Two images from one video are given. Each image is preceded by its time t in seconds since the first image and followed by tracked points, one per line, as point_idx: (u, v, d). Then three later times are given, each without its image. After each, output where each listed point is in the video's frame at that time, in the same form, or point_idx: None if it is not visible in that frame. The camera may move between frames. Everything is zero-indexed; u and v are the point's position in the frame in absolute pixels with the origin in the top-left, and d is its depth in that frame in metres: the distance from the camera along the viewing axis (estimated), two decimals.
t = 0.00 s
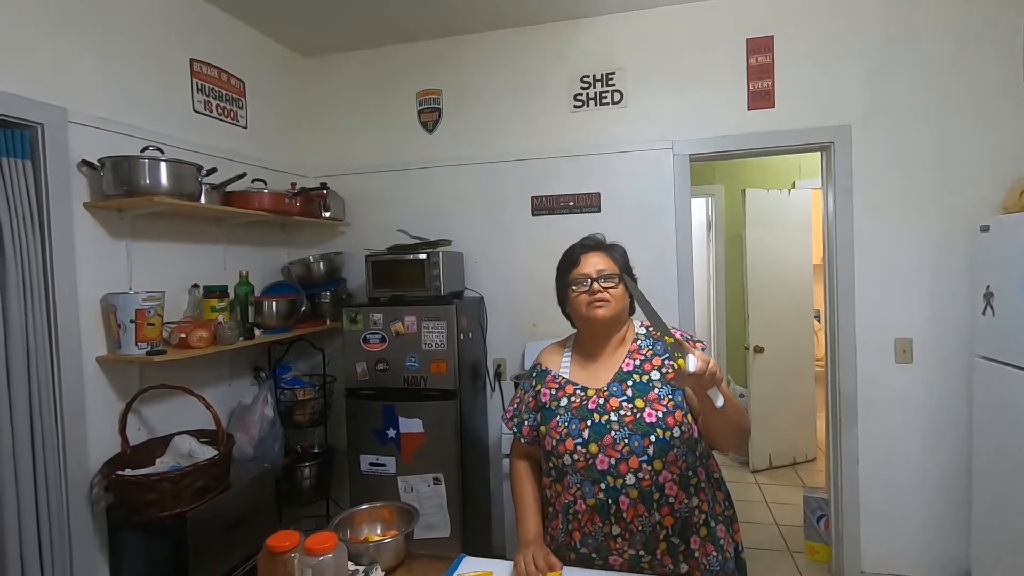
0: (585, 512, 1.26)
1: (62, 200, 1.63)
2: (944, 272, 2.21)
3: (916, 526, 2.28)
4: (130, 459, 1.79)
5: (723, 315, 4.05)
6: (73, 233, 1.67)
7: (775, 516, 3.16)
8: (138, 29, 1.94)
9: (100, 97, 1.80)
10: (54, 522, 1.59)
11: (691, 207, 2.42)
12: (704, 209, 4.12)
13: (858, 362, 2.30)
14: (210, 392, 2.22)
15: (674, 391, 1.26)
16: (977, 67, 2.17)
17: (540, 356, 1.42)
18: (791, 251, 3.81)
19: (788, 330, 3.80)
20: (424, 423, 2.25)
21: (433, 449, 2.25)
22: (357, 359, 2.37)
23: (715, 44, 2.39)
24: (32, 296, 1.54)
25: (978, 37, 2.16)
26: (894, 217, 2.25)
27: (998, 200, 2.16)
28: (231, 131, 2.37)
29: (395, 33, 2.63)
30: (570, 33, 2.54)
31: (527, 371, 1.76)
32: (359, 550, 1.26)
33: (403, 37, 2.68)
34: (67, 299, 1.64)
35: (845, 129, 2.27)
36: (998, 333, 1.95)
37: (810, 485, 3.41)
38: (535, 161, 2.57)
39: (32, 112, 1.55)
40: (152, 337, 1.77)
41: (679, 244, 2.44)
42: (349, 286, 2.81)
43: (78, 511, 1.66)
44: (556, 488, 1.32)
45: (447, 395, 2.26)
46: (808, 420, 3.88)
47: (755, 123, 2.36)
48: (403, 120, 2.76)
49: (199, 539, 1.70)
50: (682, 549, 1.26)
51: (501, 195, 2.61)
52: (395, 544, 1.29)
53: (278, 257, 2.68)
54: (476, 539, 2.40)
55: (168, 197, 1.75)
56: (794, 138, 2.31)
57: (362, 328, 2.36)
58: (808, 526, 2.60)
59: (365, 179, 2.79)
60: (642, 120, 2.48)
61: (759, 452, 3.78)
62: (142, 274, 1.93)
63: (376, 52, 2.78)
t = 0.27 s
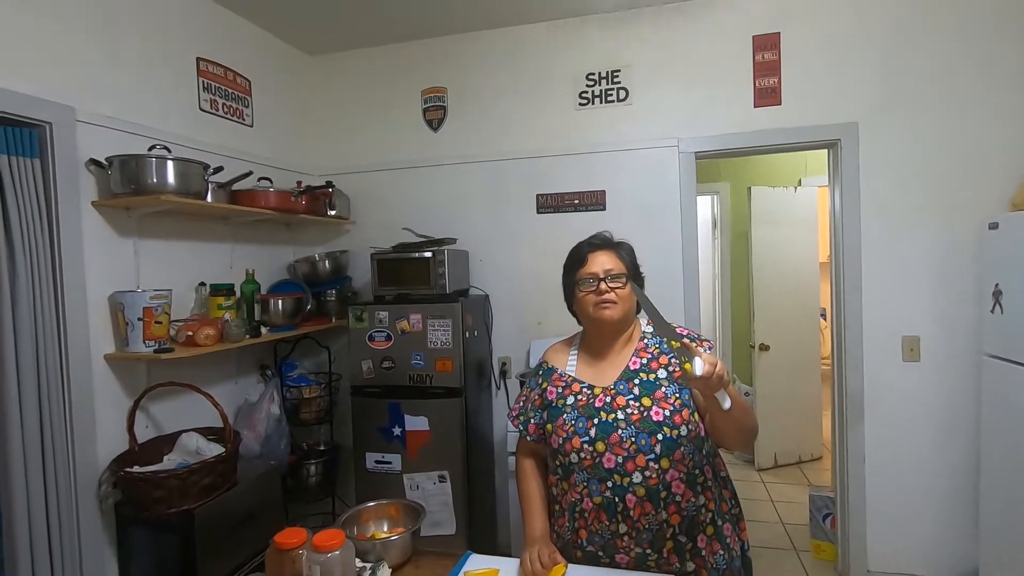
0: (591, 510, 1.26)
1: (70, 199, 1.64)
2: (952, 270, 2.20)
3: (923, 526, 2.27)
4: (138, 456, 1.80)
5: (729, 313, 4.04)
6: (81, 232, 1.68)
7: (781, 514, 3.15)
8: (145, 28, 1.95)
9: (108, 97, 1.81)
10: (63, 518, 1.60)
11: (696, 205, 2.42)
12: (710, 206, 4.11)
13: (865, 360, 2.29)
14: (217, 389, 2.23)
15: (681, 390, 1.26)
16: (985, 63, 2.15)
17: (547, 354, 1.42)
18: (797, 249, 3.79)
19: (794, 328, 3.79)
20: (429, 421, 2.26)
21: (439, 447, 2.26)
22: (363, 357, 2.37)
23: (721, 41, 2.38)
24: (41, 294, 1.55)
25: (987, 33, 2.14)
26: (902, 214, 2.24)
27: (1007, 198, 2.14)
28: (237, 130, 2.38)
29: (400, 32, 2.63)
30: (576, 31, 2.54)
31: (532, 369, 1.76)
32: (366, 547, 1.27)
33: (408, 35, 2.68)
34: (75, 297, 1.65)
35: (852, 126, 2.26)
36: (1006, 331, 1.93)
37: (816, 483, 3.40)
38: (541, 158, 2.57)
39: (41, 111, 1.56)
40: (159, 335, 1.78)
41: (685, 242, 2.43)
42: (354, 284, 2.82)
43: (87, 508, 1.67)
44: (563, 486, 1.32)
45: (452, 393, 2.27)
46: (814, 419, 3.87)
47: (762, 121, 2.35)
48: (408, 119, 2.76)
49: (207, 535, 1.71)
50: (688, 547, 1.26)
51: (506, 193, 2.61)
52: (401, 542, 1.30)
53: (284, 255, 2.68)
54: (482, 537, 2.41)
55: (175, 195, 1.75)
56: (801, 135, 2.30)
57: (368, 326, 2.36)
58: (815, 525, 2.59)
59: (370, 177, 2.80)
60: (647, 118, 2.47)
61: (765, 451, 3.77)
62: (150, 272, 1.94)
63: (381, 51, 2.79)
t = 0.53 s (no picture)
0: (594, 508, 1.26)
1: (76, 198, 1.65)
2: (956, 269, 2.19)
3: (927, 525, 2.26)
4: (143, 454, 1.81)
5: (732, 312, 4.03)
6: (86, 230, 1.69)
7: (784, 513, 3.15)
8: (150, 27, 1.96)
9: (112, 96, 1.81)
10: (68, 515, 1.61)
11: (700, 203, 2.41)
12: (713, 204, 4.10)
13: (869, 359, 2.28)
14: (221, 387, 2.24)
15: (684, 388, 1.26)
16: (990, 60, 2.14)
17: (549, 352, 1.42)
18: (800, 248, 3.78)
19: (798, 327, 3.78)
20: (432, 419, 2.26)
21: (442, 445, 2.26)
22: (366, 356, 2.38)
23: (724, 39, 2.37)
24: (47, 292, 1.56)
25: (993, 30, 2.13)
26: (906, 213, 2.23)
27: (1012, 196, 2.13)
28: (241, 128, 2.38)
29: (403, 30, 2.64)
30: (579, 29, 2.54)
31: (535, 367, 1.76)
32: (370, 544, 1.27)
33: (411, 33, 2.68)
34: (81, 295, 1.66)
35: (857, 124, 2.25)
36: (1011, 330, 1.93)
37: (819, 482, 3.39)
38: (544, 157, 2.57)
39: (46, 110, 1.57)
40: (164, 333, 1.79)
41: (688, 240, 2.43)
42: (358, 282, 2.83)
43: (93, 505, 1.68)
44: (565, 484, 1.32)
45: (455, 391, 2.27)
46: (817, 418, 3.86)
47: (765, 119, 2.34)
48: (411, 117, 2.76)
49: (211, 533, 1.72)
50: (691, 545, 1.27)
51: (509, 191, 2.61)
52: (405, 539, 1.30)
53: (288, 253, 2.69)
54: (485, 535, 2.41)
55: (180, 194, 1.76)
56: (805, 133, 2.29)
57: (371, 325, 2.37)
58: (818, 524, 2.59)
59: (373, 176, 2.80)
60: (650, 116, 2.47)
61: (768, 450, 3.77)
62: (155, 270, 1.95)
63: (385, 49, 2.79)
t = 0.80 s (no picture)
0: (595, 508, 1.26)
1: (78, 197, 1.65)
2: (958, 269, 2.19)
3: (928, 526, 2.26)
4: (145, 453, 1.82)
5: (734, 312, 4.03)
6: (89, 230, 1.69)
7: (785, 513, 3.15)
8: (152, 27, 1.96)
9: (115, 96, 1.82)
10: (71, 513, 1.62)
11: (701, 203, 2.41)
12: (715, 204, 4.10)
13: (870, 359, 2.28)
14: (223, 386, 2.24)
15: (685, 388, 1.26)
16: (992, 60, 2.13)
17: (551, 352, 1.43)
18: (802, 248, 3.78)
19: (799, 327, 3.78)
20: (434, 419, 2.26)
21: (443, 445, 2.26)
22: (368, 355, 2.38)
23: (726, 38, 2.37)
24: (49, 291, 1.57)
25: (995, 29, 2.13)
26: (908, 213, 2.23)
27: (1014, 196, 2.13)
28: (242, 128, 2.39)
29: (404, 30, 2.64)
30: (580, 28, 2.54)
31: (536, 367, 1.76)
32: (371, 543, 1.28)
33: (412, 33, 2.68)
34: (83, 295, 1.66)
35: (858, 124, 2.25)
36: (1013, 330, 1.92)
37: (821, 482, 3.39)
38: (545, 156, 2.57)
39: (48, 110, 1.57)
40: (166, 333, 1.79)
41: (689, 240, 2.43)
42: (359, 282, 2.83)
43: (95, 503, 1.69)
44: (566, 484, 1.32)
45: (457, 391, 2.28)
46: (818, 418, 3.86)
47: (767, 119, 2.34)
48: (412, 117, 2.76)
49: (213, 532, 1.72)
50: (691, 545, 1.27)
51: (510, 191, 2.62)
52: (406, 538, 1.31)
53: (289, 253, 2.70)
54: (486, 534, 2.41)
55: (182, 194, 1.77)
56: (806, 133, 2.29)
57: (373, 324, 2.37)
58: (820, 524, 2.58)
59: (375, 175, 2.80)
60: (652, 115, 2.47)
61: (769, 450, 3.77)
62: (157, 270, 1.96)
63: (386, 49, 2.79)
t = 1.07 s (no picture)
0: (596, 509, 1.26)
1: (81, 197, 1.66)
2: (960, 271, 2.19)
3: (929, 528, 2.26)
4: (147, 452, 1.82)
5: (735, 312, 4.02)
6: (91, 229, 1.69)
7: (786, 514, 3.15)
8: (154, 27, 1.96)
9: (117, 95, 1.82)
10: (73, 512, 1.62)
11: (702, 204, 2.41)
12: (716, 205, 4.09)
13: (871, 361, 2.28)
14: (224, 386, 2.25)
15: (687, 390, 1.26)
16: (994, 61, 2.13)
17: (552, 353, 1.43)
18: (803, 249, 3.78)
19: (800, 328, 3.78)
20: (435, 419, 2.27)
21: (444, 445, 2.27)
22: (369, 355, 2.38)
23: (728, 39, 2.37)
24: (52, 291, 1.57)
25: (998, 31, 2.12)
26: (910, 214, 2.23)
27: (1017, 197, 2.13)
28: (245, 128, 2.39)
29: (406, 30, 2.64)
30: (582, 28, 2.53)
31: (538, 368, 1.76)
32: (372, 543, 1.28)
33: (415, 33, 2.68)
34: (86, 294, 1.66)
35: (861, 125, 2.24)
36: (1014, 332, 1.92)
37: (821, 484, 3.39)
38: (546, 157, 2.57)
39: (52, 110, 1.58)
40: (168, 332, 1.80)
41: (690, 241, 2.43)
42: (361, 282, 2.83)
43: (97, 502, 1.69)
44: (567, 485, 1.32)
45: (458, 391, 2.28)
46: (819, 418, 3.86)
47: (769, 120, 2.34)
48: (414, 117, 2.76)
49: (214, 531, 1.73)
50: (693, 547, 1.27)
51: (512, 191, 2.62)
52: (407, 538, 1.31)
53: (291, 252, 2.70)
54: (487, 535, 2.42)
55: (184, 193, 1.77)
56: (808, 134, 2.29)
57: (374, 324, 2.37)
58: (820, 525, 2.58)
59: (376, 175, 2.81)
60: (654, 116, 2.47)
61: (770, 451, 3.77)
62: (159, 269, 1.96)
63: (388, 49, 2.79)
